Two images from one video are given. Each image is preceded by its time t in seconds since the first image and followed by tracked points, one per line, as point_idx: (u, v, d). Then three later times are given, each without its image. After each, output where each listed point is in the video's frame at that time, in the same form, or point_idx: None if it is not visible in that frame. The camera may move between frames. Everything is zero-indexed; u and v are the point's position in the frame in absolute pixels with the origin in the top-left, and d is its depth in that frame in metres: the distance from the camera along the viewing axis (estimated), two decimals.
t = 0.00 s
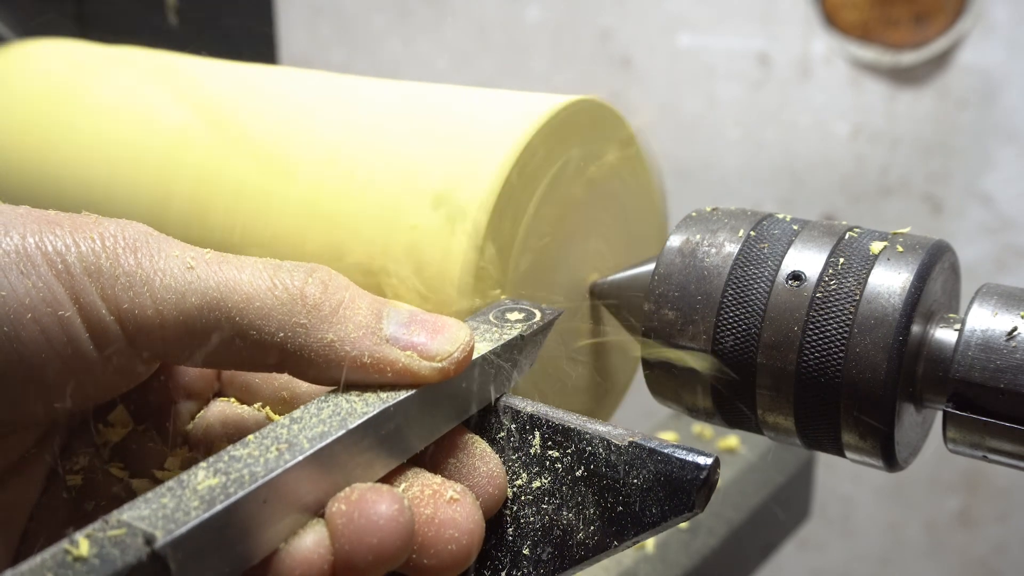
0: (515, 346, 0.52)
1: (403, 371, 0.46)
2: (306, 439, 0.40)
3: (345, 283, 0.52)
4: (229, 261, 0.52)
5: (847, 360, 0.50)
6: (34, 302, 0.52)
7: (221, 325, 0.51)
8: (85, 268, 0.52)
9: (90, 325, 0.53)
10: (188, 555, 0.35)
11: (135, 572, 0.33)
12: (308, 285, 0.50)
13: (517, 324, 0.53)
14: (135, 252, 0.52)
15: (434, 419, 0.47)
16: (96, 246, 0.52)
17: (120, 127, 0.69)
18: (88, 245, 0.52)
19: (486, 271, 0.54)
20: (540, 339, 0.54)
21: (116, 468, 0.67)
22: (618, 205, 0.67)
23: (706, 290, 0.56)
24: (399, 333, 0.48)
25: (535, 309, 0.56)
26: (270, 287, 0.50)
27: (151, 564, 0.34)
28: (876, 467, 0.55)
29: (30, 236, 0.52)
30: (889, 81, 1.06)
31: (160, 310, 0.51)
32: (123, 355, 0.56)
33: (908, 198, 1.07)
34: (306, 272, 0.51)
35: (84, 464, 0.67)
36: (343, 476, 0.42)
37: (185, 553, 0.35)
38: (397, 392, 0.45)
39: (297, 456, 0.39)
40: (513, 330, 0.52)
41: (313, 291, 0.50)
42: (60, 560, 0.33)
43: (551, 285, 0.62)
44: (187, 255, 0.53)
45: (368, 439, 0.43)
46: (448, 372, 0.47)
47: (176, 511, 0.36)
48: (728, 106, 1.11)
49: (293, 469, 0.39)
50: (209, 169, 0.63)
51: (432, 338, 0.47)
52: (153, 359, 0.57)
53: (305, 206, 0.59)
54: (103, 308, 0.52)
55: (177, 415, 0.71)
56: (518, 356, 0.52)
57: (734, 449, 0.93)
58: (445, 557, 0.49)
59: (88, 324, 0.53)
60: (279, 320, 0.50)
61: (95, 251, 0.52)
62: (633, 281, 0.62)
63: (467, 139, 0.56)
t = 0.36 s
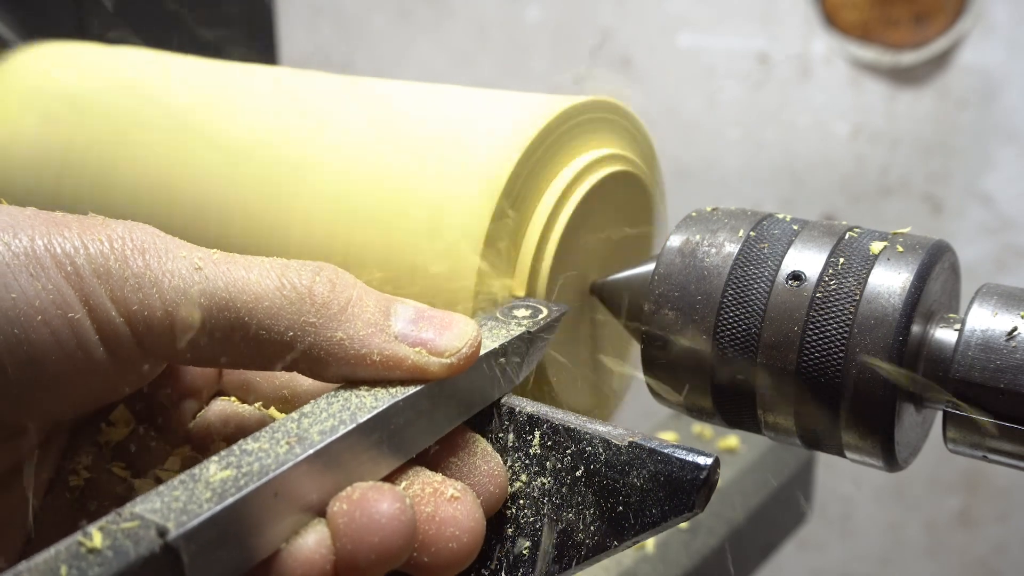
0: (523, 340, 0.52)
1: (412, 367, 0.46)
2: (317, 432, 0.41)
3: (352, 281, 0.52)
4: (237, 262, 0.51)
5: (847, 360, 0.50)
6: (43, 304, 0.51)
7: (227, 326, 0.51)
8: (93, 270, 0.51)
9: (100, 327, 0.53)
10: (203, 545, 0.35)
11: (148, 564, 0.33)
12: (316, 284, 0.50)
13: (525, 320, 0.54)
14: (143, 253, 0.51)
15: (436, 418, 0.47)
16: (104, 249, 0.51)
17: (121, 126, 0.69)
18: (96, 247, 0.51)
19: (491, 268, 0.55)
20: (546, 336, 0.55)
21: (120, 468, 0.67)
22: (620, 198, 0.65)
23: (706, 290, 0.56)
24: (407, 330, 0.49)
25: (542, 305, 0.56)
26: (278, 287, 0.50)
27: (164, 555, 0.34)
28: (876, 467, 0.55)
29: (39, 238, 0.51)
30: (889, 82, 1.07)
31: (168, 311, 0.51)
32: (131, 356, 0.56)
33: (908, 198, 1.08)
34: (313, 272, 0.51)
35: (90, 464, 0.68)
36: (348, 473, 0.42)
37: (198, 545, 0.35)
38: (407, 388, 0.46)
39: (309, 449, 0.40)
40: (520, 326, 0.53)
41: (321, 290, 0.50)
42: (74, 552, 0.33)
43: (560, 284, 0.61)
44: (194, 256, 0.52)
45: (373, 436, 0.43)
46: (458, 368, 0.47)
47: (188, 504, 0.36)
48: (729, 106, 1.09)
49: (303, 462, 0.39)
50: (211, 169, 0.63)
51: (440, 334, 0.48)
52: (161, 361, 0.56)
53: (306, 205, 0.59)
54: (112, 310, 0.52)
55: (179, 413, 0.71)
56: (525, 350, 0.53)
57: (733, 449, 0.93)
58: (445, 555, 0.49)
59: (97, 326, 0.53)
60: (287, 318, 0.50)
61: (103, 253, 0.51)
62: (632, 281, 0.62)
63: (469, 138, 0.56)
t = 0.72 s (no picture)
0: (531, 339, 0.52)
1: (421, 363, 0.47)
2: (330, 426, 0.41)
3: (359, 281, 0.52)
4: (245, 264, 0.51)
5: (847, 360, 0.50)
6: (53, 309, 0.51)
7: (233, 327, 0.50)
8: (103, 274, 0.51)
9: (109, 331, 0.53)
10: (218, 535, 0.35)
11: (166, 553, 0.33)
12: (324, 284, 0.50)
13: (534, 316, 0.54)
14: (151, 257, 0.52)
15: (439, 418, 0.47)
16: (113, 253, 0.51)
17: (123, 127, 0.69)
18: (105, 251, 0.51)
19: (495, 266, 0.55)
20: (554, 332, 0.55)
21: (122, 467, 0.67)
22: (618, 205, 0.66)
23: (706, 290, 0.56)
24: (416, 327, 0.49)
25: (549, 302, 0.57)
26: (286, 288, 0.50)
27: (182, 545, 0.34)
28: (876, 467, 0.55)
29: (47, 242, 0.51)
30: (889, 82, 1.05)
31: (177, 314, 0.51)
32: (140, 360, 0.55)
33: (907, 199, 1.07)
34: (320, 272, 0.51)
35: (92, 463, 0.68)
36: (353, 472, 0.42)
37: (213, 536, 0.35)
38: (419, 382, 0.46)
39: (323, 442, 0.40)
40: (530, 322, 0.53)
41: (329, 290, 0.50)
42: (93, 542, 0.33)
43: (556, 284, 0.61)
44: (202, 258, 0.52)
45: (376, 435, 0.43)
46: (466, 363, 0.47)
47: (204, 495, 0.36)
48: (727, 106, 1.11)
49: (308, 461, 0.39)
50: (213, 168, 0.63)
51: (448, 330, 0.48)
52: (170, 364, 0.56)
53: (307, 204, 0.59)
54: (122, 314, 0.52)
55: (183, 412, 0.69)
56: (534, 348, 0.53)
57: (733, 449, 0.93)
58: (447, 555, 0.49)
59: (108, 330, 0.53)
60: (293, 317, 0.50)
61: (112, 257, 0.51)
62: (633, 281, 0.62)
63: (473, 137, 0.56)
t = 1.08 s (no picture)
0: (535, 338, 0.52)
1: (427, 359, 0.47)
2: (338, 422, 0.41)
3: (365, 279, 0.51)
4: (251, 263, 0.51)
5: (847, 360, 0.50)
6: (63, 310, 0.51)
7: (240, 326, 0.50)
8: (111, 275, 0.51)
9: (118, 331, 0.53)
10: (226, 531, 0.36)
11: (175, 547, 0.34)
12: (331, 283, 0.50)
13: (541, 314, 0.54)
14: (159, 258, 0.51)
15: (441, 418, 0.47)
16: (120, 253, 0.51)
17: (124, 127, 0.69)
18: (113, 252, 0.51)
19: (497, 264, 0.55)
20: (562, 329, 0.55)
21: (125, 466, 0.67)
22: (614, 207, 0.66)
23: (706, 290, 0.56)
24: (423, 324, 0.48)
25: (556, 301, 0.57)
26: (294, 287, 0.50)
27: (192, 539, 0.34)
28: (876, 467, 0.55)
29: (56, 243, 0.52)
30: (889, 83, 1.05)
31: (184, 314, 0.51)
32: (149, 361, 0.55)
33: (908, 198, 1.07)
34: (326, 272, 0.50)
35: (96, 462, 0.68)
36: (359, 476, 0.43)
37: (222, 529, 0.35)
38: (426, 379, 0.46)
39: (331, 437, 0.40)
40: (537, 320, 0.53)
41: (336, 289, 0.50)
42: (103, 535, 0.34)
43: (558, 288, 0.61)
44: (208, 258, 0.51)
45: (378, 435, 0.43)
46: (473, 359, 0.47)
47: (213, 489, 0.36)
48: (727, 106, 1.11)
49: (311, 461, 0.39)
50: (215, 167, 0.63)
51: (454, 326, 0.48)
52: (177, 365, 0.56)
53: (307, 204, 0.59)
54: (130, 315, 0.52)
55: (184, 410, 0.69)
56: (540, 347, 0.53)
57: (733, 449, 0.93)
58: (447, 553, 0.49)
59: (117, 331, 0.53)
60: (300, 316, 0.50)
61: (120, 258, 0.51)
62: (633, 281, 0.62)
63: (474, 136, 0.56)
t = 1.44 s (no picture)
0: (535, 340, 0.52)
1: (423, 366, 0.47)
2: (328, 435, 0.41)
3: (364, 282, 0.52)
4: (248, 263, 0.51)
5: (847, 360, 0.50)
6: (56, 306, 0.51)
7: (235, 325, 0.50)
8: (106, 270, 0.51)
9: (112, 328, 0.52)
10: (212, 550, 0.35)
11: (158, 570, 0.34)
12: (328, 284, 0.50)
13: (537, 319, 0.54)
14: (156, 254, 0.51)
15: (441, 419, 0.47)
16: (116, 248, 0.51)
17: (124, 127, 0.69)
18: (108, 247, 0.51)
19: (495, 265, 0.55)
20: (558, 334, 0.55)
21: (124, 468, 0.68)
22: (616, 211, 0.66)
23: (706, 290, 0.56)
24: (418, 329, 0.49)
25: (553, 304, 0.56)
26: (290, 287, 0.50)
27: (173, 561, 0.34)
28: (876, 467, 0.55)
29: (50, 239, 0.51)
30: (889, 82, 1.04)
31: (179, 311, 0.50)
32: (144, 359, 0.55)
33: (908, 199, 1.08)
34: (323, 273, 0.51)
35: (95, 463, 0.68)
36: (363, 477, 0.43)
37: (206, 548, 0.35)
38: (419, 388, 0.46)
39: (319, 452, 0.40)
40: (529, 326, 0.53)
41: (333, 290, 0.50)
42: (83, 559, 0.34)
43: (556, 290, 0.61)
44: (206, 255, 0.51)
45: (379, 436, 0.43)
46: (469, 366, 0.47)
47: (198, 507, 0.36)
48: (727, 106, 1.12)
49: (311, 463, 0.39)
50: (214, 168, 0.63)
51: (451, 333, 0.48)
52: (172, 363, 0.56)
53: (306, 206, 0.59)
54: (125, 311, 0.51)
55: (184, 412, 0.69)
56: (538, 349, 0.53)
57: (734, 449, 0.93)
58: (450, 559, 0.49)
59: (110, 327, 0.52)
60: (295, 316, 0.49)
61: (115, 253, 0.51)
62: (632, 281, 0.62)
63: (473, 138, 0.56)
